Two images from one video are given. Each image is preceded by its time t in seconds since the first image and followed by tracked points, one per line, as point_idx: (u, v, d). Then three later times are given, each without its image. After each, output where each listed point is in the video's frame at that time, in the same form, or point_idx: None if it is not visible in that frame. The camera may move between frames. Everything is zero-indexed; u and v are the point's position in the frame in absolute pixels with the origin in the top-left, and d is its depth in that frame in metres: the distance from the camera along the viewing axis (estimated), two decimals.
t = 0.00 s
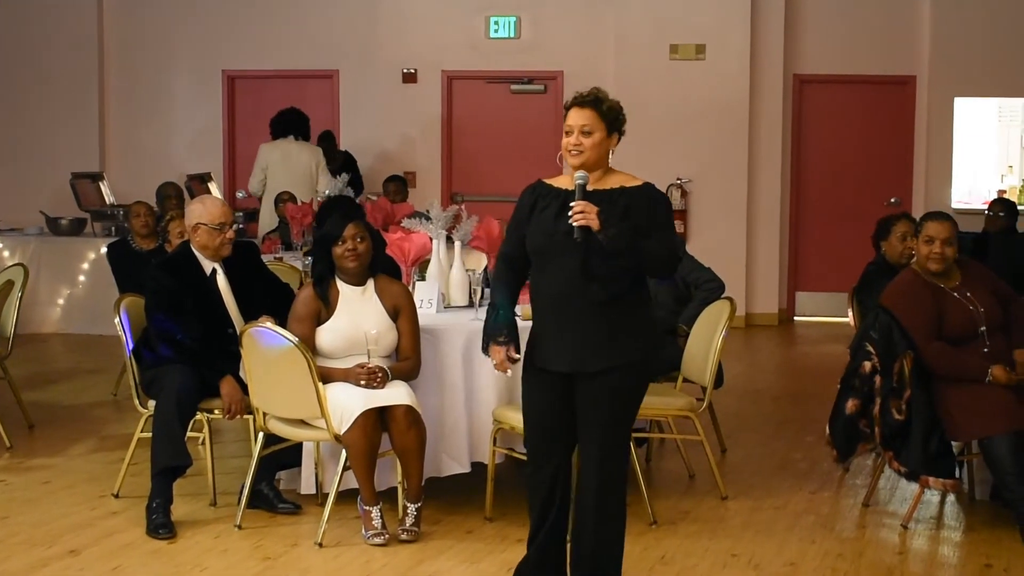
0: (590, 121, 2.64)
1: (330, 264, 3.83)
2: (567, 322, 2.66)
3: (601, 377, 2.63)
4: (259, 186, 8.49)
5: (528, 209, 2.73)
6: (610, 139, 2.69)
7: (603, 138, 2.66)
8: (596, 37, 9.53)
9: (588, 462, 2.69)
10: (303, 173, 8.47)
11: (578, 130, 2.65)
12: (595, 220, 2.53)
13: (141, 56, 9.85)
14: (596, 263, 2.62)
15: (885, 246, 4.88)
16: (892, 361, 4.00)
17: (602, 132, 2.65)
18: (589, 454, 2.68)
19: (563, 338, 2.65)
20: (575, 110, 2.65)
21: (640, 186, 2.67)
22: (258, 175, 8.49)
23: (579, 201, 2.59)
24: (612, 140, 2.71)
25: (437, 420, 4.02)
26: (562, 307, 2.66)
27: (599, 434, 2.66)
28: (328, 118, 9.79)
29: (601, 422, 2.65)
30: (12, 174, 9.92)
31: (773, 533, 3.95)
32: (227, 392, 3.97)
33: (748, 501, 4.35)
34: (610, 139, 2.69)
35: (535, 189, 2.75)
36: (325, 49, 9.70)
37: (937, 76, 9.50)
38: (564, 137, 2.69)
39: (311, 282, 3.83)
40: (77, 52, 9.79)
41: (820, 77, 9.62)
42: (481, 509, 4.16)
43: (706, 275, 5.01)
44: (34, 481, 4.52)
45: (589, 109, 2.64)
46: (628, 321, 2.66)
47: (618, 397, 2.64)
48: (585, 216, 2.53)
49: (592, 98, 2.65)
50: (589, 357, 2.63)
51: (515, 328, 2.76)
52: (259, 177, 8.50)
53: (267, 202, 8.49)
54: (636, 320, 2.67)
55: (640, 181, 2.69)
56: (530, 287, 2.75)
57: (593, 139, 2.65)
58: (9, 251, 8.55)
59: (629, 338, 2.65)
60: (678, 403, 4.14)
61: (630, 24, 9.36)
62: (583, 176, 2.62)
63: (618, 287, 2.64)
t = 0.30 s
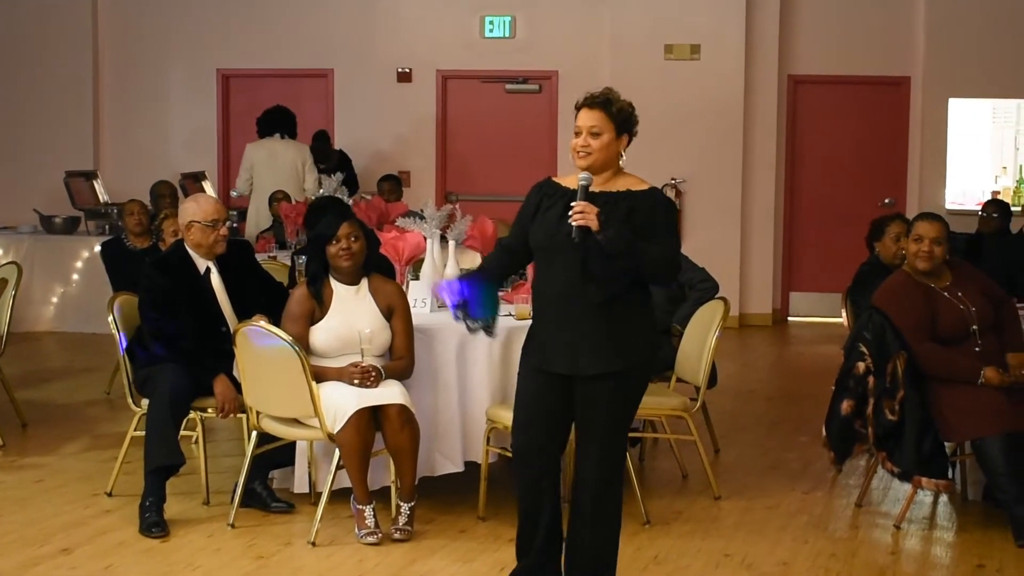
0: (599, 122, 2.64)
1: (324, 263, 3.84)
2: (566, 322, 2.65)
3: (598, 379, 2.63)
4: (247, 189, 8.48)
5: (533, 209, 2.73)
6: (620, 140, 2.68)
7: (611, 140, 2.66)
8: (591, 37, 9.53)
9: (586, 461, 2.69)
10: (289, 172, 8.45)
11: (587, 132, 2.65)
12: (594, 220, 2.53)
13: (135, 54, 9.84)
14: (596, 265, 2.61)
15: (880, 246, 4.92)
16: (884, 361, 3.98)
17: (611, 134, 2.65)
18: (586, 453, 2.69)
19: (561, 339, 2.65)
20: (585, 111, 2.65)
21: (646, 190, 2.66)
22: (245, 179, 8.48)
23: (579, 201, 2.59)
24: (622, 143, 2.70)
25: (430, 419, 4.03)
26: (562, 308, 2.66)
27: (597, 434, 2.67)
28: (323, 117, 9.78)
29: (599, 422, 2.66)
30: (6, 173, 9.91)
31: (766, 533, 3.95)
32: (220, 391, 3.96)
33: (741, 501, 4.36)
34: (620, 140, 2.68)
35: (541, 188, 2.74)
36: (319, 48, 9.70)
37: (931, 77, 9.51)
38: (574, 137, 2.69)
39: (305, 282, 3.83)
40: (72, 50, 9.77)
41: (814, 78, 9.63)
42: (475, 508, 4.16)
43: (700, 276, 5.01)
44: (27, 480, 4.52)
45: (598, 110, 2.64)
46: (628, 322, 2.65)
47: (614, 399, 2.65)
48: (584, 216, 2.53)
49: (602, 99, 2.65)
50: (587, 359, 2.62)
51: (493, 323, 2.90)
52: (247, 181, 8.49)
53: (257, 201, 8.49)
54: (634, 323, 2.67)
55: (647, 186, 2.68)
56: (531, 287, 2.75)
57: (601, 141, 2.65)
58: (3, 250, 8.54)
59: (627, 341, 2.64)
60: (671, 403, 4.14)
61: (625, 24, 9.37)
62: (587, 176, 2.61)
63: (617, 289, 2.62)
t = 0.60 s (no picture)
0: (592, 125, 2.64)
1: (318, 264, 3.84)
2: (562, 320, 2.66)
3: (592, 379, 2.63)
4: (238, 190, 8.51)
5: (533, 200, 2.73)
6: (615, 141, 2.68)
7: (606, 142, 2.66)
8: (585, 37, 9.54)
9: (581, 461, 2.69)
10: (278, 172, 8.43)
11: (581, 135, 2.66)
12: (590, 218, 2.53)
13: (130, 55, 9.83)
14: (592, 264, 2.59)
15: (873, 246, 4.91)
16: (879, 360, 3.98)
17: (605, 135, 2.65)
18: (581, 452, 2.69)
19: (556, 337, 2.65)
20: (578, 115, 2.66)
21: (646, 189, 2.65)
22: (235, 180, 8.51)
23: (576, 199, 2.58)
24: (617, 143, 2.70)
25: (425, 419, 4.03)
26: (558, 305, 2.66)
27: (592, 434, 2.67)
28: (317, 117, 9.78)
29: (594, 421, 2.66)
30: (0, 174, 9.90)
31: (761, 533, 3.95)
32: (214, 391, 3.97)
33: (736, 500, 4.36)
34: (614, 141, 2.68)
35: (545, 179, 2.75)
36: (314, 48, 9.69)
37: (925, 77, 9.52)
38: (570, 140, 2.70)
39: (299, 282, 3.83)
40: (65, 51, 9.76)
41: (808, 77, 9.64)
42: (470, 509, 4.16)
43: (694, 275, 5.02)
44: (21, 480, 4.52)
45: (591, 113, 2.64)
46: (624, 323, 2.65)
47: (609, 399, 2.65)
48: (580, 214, 2.53)
49: (594, 101, 2.65)
50: (583, 359, 2.62)
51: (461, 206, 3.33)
52: (237, 181, 8.52)
53: (247, 201, 8.50)
54: (632, 324, 2.66)
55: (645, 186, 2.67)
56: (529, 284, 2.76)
57: (596, 143, 2.65)
58: None
59: (622, 341, 2.64)
60: (666, 403, 4.14)
61: (619, 24, 9.37)
62: (583, 175, 2.61)
63: (612, 289, 2.60)
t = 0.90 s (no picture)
0: (589, 126, 2.63)
1: (315, 262, 3.85)
2: (561, 321, 2.65)
3: (592, 379, 2.64)
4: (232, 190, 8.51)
5: (526, 201, 2.68)
6: (611, 140, 2.68)
7: (602, 142, 2.65)
8: (582, 37, 9.54)
9: (578, 460, 2.70)
10: (273, 171, 8.43)
11: (577, 135, 2.65)
12: (594, 219, 2.51)
13: (126, 53, 9.83)
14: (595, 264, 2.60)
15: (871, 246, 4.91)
16: (875, 359, 3.98)
17: (601, 136, 2.65)
18: (578, 451, 2.69)
19: (556, 338, 2.65)
20: (573, 115, 2.65)
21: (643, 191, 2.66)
22: (229, 179, 8.51)
23: (577, 200, 2.56)
24: (611, 143, 2.70)
25: (421, 418, 4.03)
26: (557, 306, 2.65)
27: (589, 432, 2.68)
28: (314, 116, 9.78)
29: (592, 421, 2.67)
30: None
31: (757, 532, 3.96)
32: (210, 390, 3.96)
33: (732, 500, 4.36)
34: (610, 141, 2.68)
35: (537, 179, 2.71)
36: (310, 47, 9.69)
37: (922, 77, 9.52)
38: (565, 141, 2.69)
39: (296, 281, 3.83)
40: (61, 49, 9.76)
41: (805, 77, 9.65)
42: (466, 507, 4.17)
43: (691, 276, 5.02)
44: (18, 479, 4.52)
45: (586, 114, 2.63)
46: (624, 321, 2.66)
47: (608, 400, 2.66)
48: (584, 216, 2.50)
49: (589, 102, 2.64)
50: (585, 359, 2.63)
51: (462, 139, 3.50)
52: (231, 181, 8.52)
53: (242, 200, 8.49)
54: (632, 322, 2.68)
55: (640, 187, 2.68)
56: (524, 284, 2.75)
57: (592, 144, 2.65)
58: None
59: (622, 341, 2.65)
60: (663, 401, 4.15)
61: (616, 24, 9.38)
62: (582, 178, 2.60)
63: (614, 288, 2.63)
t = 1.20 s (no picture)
0: (582, 121, 2.63)
1: (310, 260, 3.84)
2: (558, 322, 2.63)
3: (591, 379, 2.63)
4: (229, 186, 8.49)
5: (516, 205, 2.69)
6: (602, 137, 2.67)
7: (594, 139, 2.65)
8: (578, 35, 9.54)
9: (577, 457, 2.69)
10: (269, 169, 8.43)
11: (569, 131, 2.63)
12: (592, 219, 2.53)
13: (122, 52, 9.83)
14: (593, 263, 2.60)
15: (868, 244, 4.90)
16: (871, 356, 3.98)
17: (594, 132, 2.64)
18: (577, 450, 2.69)
19: (553, 338, 2.63)
20: (566, 110, 2.63)
21: (632, 188, 2.67)
22: (225, 176, 8.49)
23: (573, 199, 2.57)
24: (602, 140, 2.69)
25: (417, 415, 4.03)
26: (554, 307, 2.63)
27: (588, 430, 2.67)
28: (310, 114, 9.77)
29: (591, 419, 2.67)
30: None
31: (753, 530, 3.95)
32: (206, 388, 3.96)
33: (727, 498, 4.36)
34: (601, 138, 2.67)
35: (524, 183, 2.71)
36: (307, 46, 9.69)
37: (918, 75, 9.52)
38: (556, 137, 2.67)
39: (291, 279, 3.83)
40: (57, 48, 9.75)
41: (801, 76, 9.67)
42: (462, 506, 4.16)
43: (686, 273, 5.02)
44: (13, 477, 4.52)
45: (580, 109, 2.62)
46: (620, 318, 2.66)
47: (606, 399, 2.66)
48: (581, 216, 2.52)
49: (582, 98, 2.63)
50: (584, 358, 2.62)
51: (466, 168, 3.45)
52: (228, 178, 8.50)
53: (239, 197, 8.49)
54: (628, 319, 2.68)
55: (630, 184, 2.69)
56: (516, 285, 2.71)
57: (584, 139, 2.63)
58: None
59: (620, 341, 2.65)
60: (658, 400, 4.14)
61: (611, 22, 9.38)
62: (576, 175, 2.59)
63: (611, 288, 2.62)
